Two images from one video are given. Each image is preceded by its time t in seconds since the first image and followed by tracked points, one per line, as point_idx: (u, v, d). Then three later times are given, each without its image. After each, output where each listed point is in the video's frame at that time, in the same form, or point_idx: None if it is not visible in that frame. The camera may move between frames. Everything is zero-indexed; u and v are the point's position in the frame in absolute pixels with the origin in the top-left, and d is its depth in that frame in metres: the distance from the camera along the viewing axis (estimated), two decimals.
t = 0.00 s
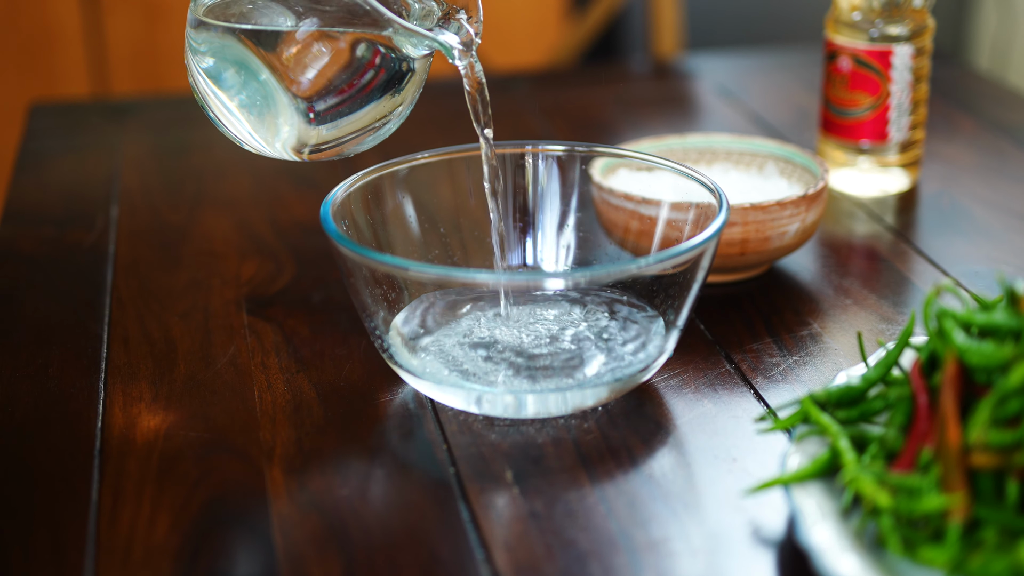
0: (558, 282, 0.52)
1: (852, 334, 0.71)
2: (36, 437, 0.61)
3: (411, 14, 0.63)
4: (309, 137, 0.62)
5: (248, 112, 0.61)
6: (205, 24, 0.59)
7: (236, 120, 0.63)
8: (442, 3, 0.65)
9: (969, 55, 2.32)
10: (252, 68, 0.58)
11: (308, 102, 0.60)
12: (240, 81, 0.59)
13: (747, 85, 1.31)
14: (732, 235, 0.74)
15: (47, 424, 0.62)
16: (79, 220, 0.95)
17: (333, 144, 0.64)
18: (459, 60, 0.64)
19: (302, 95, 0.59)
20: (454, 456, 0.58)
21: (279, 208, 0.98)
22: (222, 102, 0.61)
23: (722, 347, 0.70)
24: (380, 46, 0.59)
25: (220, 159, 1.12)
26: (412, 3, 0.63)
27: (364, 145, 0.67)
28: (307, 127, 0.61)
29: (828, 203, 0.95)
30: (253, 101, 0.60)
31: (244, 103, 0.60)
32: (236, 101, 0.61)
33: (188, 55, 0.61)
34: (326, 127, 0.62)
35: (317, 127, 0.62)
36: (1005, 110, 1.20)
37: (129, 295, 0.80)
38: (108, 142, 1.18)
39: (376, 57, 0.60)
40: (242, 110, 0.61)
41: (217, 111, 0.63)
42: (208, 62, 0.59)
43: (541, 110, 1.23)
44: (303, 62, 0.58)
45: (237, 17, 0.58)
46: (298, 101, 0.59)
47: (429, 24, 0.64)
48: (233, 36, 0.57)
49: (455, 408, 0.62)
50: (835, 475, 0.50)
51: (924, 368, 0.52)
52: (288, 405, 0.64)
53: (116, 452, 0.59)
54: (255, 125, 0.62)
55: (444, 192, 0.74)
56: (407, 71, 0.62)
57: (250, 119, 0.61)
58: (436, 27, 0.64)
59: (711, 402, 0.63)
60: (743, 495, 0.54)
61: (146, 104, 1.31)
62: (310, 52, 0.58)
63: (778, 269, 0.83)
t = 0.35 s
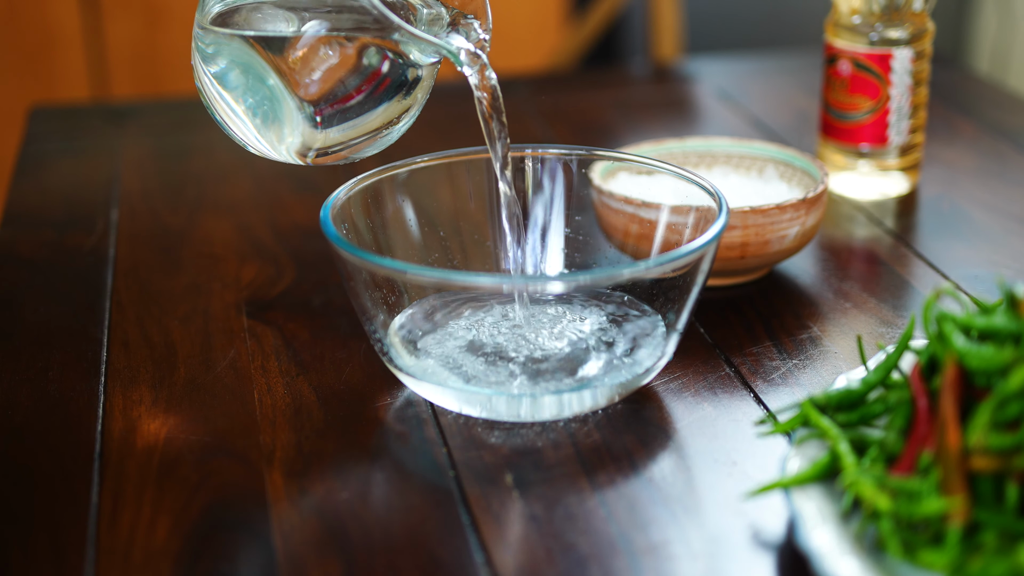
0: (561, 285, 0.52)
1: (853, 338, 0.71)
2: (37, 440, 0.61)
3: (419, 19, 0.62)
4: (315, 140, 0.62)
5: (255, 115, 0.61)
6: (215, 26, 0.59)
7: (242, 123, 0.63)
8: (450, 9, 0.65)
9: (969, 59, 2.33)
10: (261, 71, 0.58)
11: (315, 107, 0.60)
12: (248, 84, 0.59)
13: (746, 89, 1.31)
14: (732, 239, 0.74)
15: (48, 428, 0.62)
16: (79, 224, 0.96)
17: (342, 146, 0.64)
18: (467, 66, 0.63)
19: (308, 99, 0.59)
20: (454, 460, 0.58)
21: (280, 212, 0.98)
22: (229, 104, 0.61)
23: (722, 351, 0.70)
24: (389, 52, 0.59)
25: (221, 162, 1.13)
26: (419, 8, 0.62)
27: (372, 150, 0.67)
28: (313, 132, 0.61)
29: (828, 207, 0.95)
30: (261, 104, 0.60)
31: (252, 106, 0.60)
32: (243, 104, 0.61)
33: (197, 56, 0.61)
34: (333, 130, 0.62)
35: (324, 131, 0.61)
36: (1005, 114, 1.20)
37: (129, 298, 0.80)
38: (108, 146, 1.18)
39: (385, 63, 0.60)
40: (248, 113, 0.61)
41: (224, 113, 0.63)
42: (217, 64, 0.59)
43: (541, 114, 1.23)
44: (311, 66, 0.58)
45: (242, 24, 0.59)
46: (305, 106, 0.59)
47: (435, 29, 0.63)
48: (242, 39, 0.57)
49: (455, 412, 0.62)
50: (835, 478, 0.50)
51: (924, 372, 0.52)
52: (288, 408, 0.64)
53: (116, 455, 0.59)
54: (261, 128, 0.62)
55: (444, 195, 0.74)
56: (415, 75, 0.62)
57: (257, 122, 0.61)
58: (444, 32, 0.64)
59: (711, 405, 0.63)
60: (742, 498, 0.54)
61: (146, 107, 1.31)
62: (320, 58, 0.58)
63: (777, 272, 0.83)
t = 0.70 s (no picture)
0: (562, 284, 0.52)
1: (853, 338, 0.71)
2: (37, 440, 0.61)
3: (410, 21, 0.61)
4: (304, 134, 0.62)
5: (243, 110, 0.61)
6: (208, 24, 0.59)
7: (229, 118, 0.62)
8: (444, 11, 0.63)
9: (969, 58, 2.32)
10: (252, 65, 0.58)
11: (302, 99, 0.59)
12: (238, 78, 0.59)
13: (746, 89, 1.31)
14: (732, 238, 0.74)
15: (48, 428, 0.62)
16: (79, 224, 0.96)
17: (328, 142, 0.63)
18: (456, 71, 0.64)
19: (296, 93, 0.59)
20: (455, 460, 0.58)
21: (279, 211, 0.98)
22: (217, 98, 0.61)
23: (723, 351, 0.70)
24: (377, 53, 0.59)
25: (220, 162, 1.12)
26: (411, 9, 0.61)
27: (356, 149, 0.67)
28: (301, 128, 0.61)
29: (828, 207, 0.95)
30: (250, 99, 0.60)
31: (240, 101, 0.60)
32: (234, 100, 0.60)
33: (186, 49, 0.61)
34: (322, 125, 0.61)
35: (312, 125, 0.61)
36: (1005, 113, 1.20)
37: (129, 298, 0.80)
38: (108, 145, 1.18)
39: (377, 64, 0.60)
40: (236, 108, 0.61)
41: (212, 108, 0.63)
42: (206, 57, 0.59)
43: (541, 114, 1.23)
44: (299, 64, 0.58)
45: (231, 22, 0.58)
46: (294, 101, 0.59)
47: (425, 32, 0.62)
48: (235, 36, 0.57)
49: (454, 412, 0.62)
50: (835, 479, 0.50)
51: (924, 372, 0.52)
52: (288, 408, 0.64)
53: (116, 455, 0.59)
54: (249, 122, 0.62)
55: (444, 196, 0.74)
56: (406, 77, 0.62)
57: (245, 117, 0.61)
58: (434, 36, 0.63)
59: (711, 405, 0.63)
60: (742, 499, 0.54)
61: (146, 107, 1.31)
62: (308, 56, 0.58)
63: (778, 272, 0.83)
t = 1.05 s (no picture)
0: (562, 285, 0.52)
1: (853, 338, 0.71)
2: (37, 440, 0.61)
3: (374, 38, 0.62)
4: (275, 130, 0.61)
5: (212, 113, 0.60)
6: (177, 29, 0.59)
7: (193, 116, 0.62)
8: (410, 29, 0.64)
9: (969, 58, 2.33)
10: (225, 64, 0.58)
11: (267, 92, 0.59)
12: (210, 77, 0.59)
13: (746, 89, 1.31)
14: (732, 239, 0.74)
15: (49, 428, 0.62)
16: (79, 224, 0.96)
17: (297, 138, 0.62)
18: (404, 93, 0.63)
19: (264, 87, 0.58)
20: (455, 460, 0.58)
21: (279, 211, 0.98)
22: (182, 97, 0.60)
23: (723, 350, 0.70)
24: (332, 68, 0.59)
25: (220, 162, 1.12)
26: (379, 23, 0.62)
27: (338, 140, 0.66)
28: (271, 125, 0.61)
29: (828, 207, 0.95)
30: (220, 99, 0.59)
31: (206, 102, 0.59)
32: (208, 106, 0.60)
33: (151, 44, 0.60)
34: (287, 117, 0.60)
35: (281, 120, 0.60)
36: (1006, 113, 1.20)
37: (129, 298, 0.80)
38: (108, 145, 1.18)
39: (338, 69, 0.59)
40: (208, 113, 0.60)
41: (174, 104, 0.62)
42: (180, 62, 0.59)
43: (542, 114, 1.23)
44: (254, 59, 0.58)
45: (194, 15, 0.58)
46: (260, 94, 0.59)
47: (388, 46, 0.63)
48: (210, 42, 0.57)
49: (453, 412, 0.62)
50: (835, 479, 0.50)
51: (924, 372, 0.52)
52: (288, 408, 0.64)
53: (116, 455, 0.59)
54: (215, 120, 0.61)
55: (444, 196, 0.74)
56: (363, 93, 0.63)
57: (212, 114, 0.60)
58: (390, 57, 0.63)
59: (711, 405, 0.63)
60: (742, 498, 0.54)
61: (147, 107, 1.31)
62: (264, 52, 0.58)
63: (777, 272, 0.83)
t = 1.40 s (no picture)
0: (563, 284, 0.52)
1: (853, 338, 0.71)
2: (37, 440, 0.61)
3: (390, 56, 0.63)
4: (293, 151, 0.61)
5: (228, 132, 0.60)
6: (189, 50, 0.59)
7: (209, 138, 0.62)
8: (429, 47, 0.64)
9: (969, 58, 2.33)
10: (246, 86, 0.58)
11: (286, 115, 0.59)
12: (229, 97, 0.59)
13: (746, 89, 1.31)
14: (732, 239, 0.74)
15: (49, 428, 0.62)
16: (79, 224, 0.96)
17: (316, 158, 0.63)
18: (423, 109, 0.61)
19: (280, 108, 0.59)
20: (455, 459, 0.58)
21: (279, 212, 0.98)
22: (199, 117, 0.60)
23: (723, 350, 0.70)
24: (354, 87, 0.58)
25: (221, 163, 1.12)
26: (397, 43, 0.63)
27: (354, 161, 0.66)
28: (288, 146, 0.61)
29: (828, 207, 0.95)
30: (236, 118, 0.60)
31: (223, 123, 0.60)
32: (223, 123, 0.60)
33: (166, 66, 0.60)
34: (308, 139, 0.61)
35: (299, 141, 0.61)
36: (1005, 113, 1.20)
37: (129, 298, 0.80)
38: (108, 146, 1.18)
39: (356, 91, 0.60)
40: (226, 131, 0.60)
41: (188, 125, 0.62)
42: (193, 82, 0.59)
43: (542, 114, 1.23)
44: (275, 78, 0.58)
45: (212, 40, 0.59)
46: (278, 116, 0.59)
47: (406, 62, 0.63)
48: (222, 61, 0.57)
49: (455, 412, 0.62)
50: (835, 479, 0.50)
51: (924, 372, 0.52)
52: (289, 408, 0.64)
53: (116, 456, 0.59)
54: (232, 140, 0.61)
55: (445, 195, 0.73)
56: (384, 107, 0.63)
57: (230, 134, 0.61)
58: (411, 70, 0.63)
59: (711, 405, 0.63)
60: (742, 498, 0.54)
61: (147, 107, 1.31)
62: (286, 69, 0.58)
63: (777, 272, 0.83)
